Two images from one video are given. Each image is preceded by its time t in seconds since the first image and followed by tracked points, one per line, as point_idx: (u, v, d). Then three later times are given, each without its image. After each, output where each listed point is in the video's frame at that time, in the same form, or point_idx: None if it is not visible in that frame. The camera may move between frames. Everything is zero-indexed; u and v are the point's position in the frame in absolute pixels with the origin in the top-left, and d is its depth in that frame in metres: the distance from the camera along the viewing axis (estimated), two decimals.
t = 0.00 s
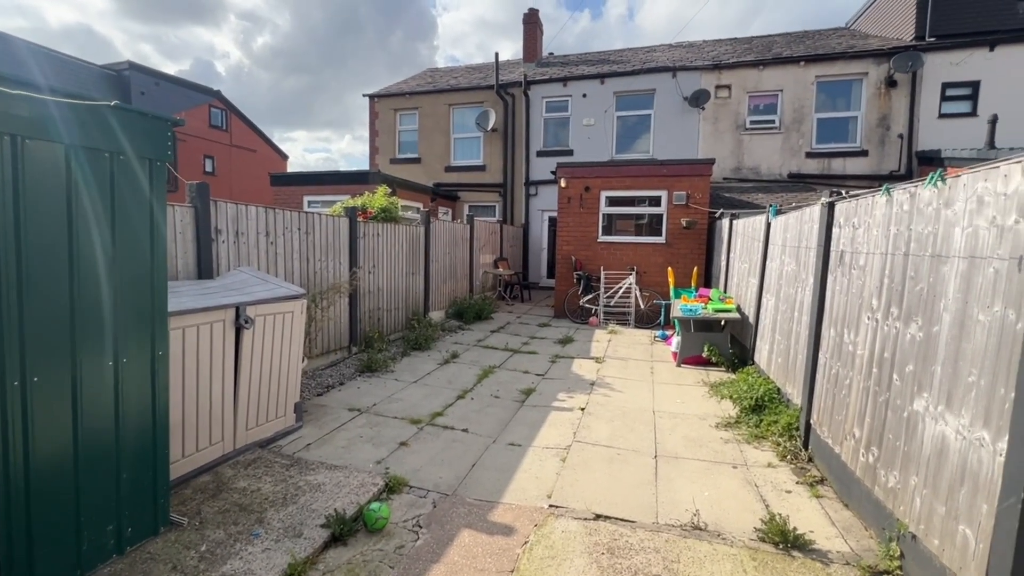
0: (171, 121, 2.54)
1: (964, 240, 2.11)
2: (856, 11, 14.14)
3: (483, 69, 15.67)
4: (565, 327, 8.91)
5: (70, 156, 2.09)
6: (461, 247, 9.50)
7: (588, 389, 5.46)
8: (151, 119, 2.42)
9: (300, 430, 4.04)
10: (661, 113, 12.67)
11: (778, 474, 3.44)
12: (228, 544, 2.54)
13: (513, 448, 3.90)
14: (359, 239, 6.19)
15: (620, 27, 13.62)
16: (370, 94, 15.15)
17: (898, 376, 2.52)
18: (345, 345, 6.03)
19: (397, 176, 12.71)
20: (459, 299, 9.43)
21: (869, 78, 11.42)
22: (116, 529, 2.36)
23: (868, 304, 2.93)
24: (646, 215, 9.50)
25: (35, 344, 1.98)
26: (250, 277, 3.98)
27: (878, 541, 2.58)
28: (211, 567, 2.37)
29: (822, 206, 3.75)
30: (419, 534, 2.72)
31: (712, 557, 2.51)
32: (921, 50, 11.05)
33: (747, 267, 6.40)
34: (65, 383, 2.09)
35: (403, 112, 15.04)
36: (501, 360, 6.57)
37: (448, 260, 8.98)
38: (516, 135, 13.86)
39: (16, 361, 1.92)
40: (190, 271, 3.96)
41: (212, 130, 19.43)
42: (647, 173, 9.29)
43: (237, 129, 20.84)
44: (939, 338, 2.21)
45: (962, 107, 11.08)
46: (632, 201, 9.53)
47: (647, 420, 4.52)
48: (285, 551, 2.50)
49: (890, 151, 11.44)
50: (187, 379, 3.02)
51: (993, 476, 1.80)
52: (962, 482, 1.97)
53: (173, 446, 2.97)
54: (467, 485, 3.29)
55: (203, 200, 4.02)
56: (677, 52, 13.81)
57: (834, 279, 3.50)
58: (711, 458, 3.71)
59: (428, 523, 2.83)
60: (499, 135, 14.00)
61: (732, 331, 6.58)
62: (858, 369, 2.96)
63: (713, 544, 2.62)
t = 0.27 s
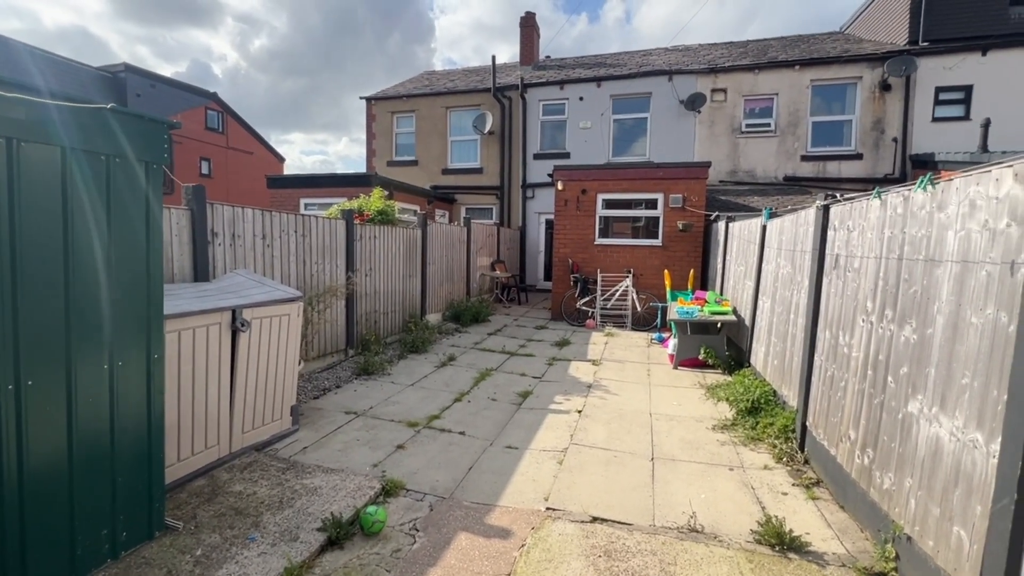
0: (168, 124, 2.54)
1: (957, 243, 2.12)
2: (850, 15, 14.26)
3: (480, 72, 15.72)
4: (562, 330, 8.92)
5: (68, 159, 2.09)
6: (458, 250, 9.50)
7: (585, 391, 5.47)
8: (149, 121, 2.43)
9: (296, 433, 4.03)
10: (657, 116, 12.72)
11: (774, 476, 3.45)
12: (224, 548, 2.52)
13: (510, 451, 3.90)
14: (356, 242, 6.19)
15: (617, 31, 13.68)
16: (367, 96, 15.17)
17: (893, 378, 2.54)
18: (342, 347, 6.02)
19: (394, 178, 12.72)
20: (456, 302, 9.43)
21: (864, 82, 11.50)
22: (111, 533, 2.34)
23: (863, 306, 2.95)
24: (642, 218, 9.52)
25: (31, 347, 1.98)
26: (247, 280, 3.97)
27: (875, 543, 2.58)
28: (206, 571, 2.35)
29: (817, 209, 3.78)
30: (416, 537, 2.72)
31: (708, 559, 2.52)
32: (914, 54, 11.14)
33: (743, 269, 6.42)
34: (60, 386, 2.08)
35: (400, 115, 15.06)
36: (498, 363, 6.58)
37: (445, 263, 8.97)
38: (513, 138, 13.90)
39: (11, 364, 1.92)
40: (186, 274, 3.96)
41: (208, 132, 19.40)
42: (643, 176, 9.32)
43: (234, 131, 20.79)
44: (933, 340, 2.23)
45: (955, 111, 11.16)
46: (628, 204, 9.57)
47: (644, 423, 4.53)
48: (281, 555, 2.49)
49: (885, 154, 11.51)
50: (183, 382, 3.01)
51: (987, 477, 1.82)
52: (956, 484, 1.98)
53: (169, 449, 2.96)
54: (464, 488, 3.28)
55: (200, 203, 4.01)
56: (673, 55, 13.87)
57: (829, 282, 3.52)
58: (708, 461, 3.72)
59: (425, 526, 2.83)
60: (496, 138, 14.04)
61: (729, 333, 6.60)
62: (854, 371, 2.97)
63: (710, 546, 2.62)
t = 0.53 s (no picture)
0: (167, 127, 2.54)
1: (953, 245, 2.13)
2: (847, 18, 14.33)
3: (478, 75, 15.74)
4: (560, 332, 8.92)
5: (67, 162, 2.09)
6: (456, 252, 9.51)
7: (584, 393, 5.47)
8: (148, 125, 2.43)
9: (295, 436, 4.02)
10: (655, 119, 12.75)
11: (773, 478, 3.46)
12: (222, 552, 2.52)
13: (509, 453, 3.90)
14: (354, 244, 6.19)
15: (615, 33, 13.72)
16: (365, 99, 15.18)
17: (890, 380, 2.55)
18: (340, 350, 6.01)
19: (392, 181, 12.72)
20: (455, 304, 9.43)
21: (860, 85, 11.55)
22: (109, 537, 2.34)
23: (861, 308, 2.96)
24: (640, 220, 9.55)
25: (29, 350, 1.97)
26: (245, 282, 3.97)
27: (873, 545, 2.59)
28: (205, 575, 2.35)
29: (814, 211, 3.79)
30: (415, 540, 2.71)
31: (708, 561, 2.52)
32: (910, 57, 11.20)
33: (741, 271, 6.44)
34: (59, 390, 2.08)
35: (398, 117, 15.07)
36: (497, 365, 6.58)
37: (444, 265, 8.98)
38: (511, 140, 13.92)
39: (10, 367, 1.91)
40: (185, 277, 3.95)
41: (206, 134, 19.38)
42: (641, 179, 9.34)
43: (231, 133, 20.76)
44: (930, 342, 2.24)
45: (951, 113, 11.22)
46: (626, 206, 9.59)
47: (643, 425, 4.54)
48: (280, 558, 2.49)
49: (881, 156, 11.56)
50: (181, 385, 3.01)
51: (984, 479, 1.83)
52: (954, 486, 1.99)
53: (167, 453, 2.96)
54: (463, 491, 3.28)
55: (198, 205, 4.01)
56: (670, 58, 13.92)
57: (826, 284, 3.53)
58: (706, 462, 3.72)
59: (424, 529, 2.83)
60: (495, 140, 14.05)
61: (727, 335, 6.61)
62: (851, 373, 2.98)
63: (709, 548, 2.63)
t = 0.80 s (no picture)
0: (167, 129, 2.54)
1: (953, 247, 2.13)
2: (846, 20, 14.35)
3: (478, 76, 15.76)
4: (560, 333, 8.92)
5: (66, 165, 2.09)
6: (456, 254, 9.51)
7: (584, 395, 5.47)
8: (148, 127, 2.43)
9: (295, 438, 4.02)
10: (655, 120, 12.77)
11: (773, 480, 3.45)
12: (222, 555, 2.52)
13: (509, 455, 3.89)
14: (355, 246, 6.19)
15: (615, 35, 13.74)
16: (365, 101, 15.19)
17: (890, 382, 2.55)
18: (340, 352, 6.01)
19: (392, 183, 12.73)
20: (455, 306, 9.43)
21: (859, 86, 11.56)
22: (108, 540, 2.34)
23: (860, 310, 2.96)
24: (640, 222, 9.55)
25: (29, 353, 1.97)
26: (245, 284, 3.97)
27: (874, 547, 2.59)
28: None
29: (814, 213, 3.80)
30: (415, 543, 2.71)
31: (708, 563, 2.51)
32: (909, 59, 11.20)
33: (740, 273, 6.44)
34: (59, 393, 2.08)
35: (398, 119, 15.09)
36: (497, 367, 6.57)
37: (444, 267, 8.97)
38: (511, 142, 13.93)
39: (9, 371, 1.91)
40: (184, 279, 3.95)
41: (206, 136, 19.41)
42: (641, 180, 9.35)
43: (231, 135, 20.75)
44: (930, 344, 2.24)
45: (950, 115, 11.23)
46: (626, 208, 9.59)
47: (643, 426, 4.53)
48: (280, 561, 2.49)
49: (881, 158, 11.57)
50: (181, 387, 3.01)
51: (984, 481, 1.83)
52: (954, 488, 1.99)
53: (167, 455, 2.95)
54: (464, 493, 3.28)
55: (198, 208, 4.01)
56: (670, 60, 13.94)
57: (826, 286, 3.53)
58: (707, 464, 3.72)
59: (424, 532, 2.82)
60: (494, 142, 14.07)
61: (727, 337, 6.60)
62: (851, 375, 2.98)
63: (710, 551, 2.62)
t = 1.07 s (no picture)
0: (169, 131, 2.55)
1: (955, 248, 2.13)
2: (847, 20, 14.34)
3: (479, 77, 15.77)
4: (561, 334, 8.92)
5: (68, 167, 2.10)
6: (457, 255, 9.51)
7: (585, 396, 5.47)
8: (150, 129, 2.44)
9: (296, 439, 4.02)
10: (656, 121, 12.76)
11: (774, 481, 3.45)
12: (224, 556, 2.52)
13: (510, 456, 3.89)
14: (356, 247, 6.20)
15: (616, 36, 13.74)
16: (366, 102, 15.22)
17: (892, 383, 2.54)
18: (341, 353, 6.01)
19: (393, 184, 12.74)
20: (456, 307, 9.43)
21: (861, 86, 11.55)
22: (110, 541, 2.34)
23: (862, 310, 2.95)
24: (641, 222, 9.54)
25: (30, 354, 1.98)
26: (246, 286, 3.97)
27: (876, 549, 2.58)
28: None
29: (816, 214, 3.79)
30: (416, 544, 2.71)
31: (710, 565, 2.51)
32: (911, 59, 11.18)
33: (742, 273, 6.43)
34: (61, 394, 2.09)
35: (399, 121, 15.11)
36: (498, 368, 6.57)
37: (445, 268, 8.98)
38: (512, 143, 13.94)
39: (12, 372, 1.92)
40: (186, 281, 3.96)
41: (208, 137, 19.47)
42: (642, 181, 9.35)
43: (232, 137, 20.78)
44: (932, 345, 2.23)
45: (952, 115, 11.21)
46: (627, 208, 9.59)
47: (644, 427, 4.53)
48: (281, 562, 2.49)
49: (883, 158, 11.55)
50: (182, 388, 3.01)
51: (987, 483, 1.82)
52: (957, 489, 1.98)
53: (169, 456, 2.96)
54: (465, 494, 3.28)
55: (200, 209, 4.02)
56: (671, 61, 13.94)
57: (827, 287, 3.53)
58: (708, 466, 3.71)
59: (425, 533, 2.82)
60: (495, 143, 14.07)
61: (728, 337, 6.59)
62: (853, 376, 2.98)
63: (711, 552, 2.62)
